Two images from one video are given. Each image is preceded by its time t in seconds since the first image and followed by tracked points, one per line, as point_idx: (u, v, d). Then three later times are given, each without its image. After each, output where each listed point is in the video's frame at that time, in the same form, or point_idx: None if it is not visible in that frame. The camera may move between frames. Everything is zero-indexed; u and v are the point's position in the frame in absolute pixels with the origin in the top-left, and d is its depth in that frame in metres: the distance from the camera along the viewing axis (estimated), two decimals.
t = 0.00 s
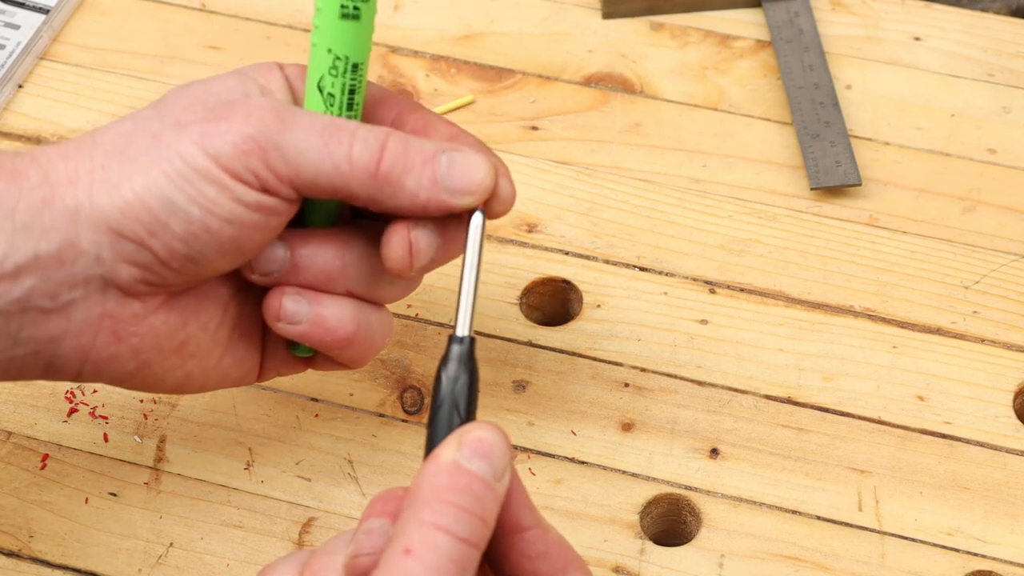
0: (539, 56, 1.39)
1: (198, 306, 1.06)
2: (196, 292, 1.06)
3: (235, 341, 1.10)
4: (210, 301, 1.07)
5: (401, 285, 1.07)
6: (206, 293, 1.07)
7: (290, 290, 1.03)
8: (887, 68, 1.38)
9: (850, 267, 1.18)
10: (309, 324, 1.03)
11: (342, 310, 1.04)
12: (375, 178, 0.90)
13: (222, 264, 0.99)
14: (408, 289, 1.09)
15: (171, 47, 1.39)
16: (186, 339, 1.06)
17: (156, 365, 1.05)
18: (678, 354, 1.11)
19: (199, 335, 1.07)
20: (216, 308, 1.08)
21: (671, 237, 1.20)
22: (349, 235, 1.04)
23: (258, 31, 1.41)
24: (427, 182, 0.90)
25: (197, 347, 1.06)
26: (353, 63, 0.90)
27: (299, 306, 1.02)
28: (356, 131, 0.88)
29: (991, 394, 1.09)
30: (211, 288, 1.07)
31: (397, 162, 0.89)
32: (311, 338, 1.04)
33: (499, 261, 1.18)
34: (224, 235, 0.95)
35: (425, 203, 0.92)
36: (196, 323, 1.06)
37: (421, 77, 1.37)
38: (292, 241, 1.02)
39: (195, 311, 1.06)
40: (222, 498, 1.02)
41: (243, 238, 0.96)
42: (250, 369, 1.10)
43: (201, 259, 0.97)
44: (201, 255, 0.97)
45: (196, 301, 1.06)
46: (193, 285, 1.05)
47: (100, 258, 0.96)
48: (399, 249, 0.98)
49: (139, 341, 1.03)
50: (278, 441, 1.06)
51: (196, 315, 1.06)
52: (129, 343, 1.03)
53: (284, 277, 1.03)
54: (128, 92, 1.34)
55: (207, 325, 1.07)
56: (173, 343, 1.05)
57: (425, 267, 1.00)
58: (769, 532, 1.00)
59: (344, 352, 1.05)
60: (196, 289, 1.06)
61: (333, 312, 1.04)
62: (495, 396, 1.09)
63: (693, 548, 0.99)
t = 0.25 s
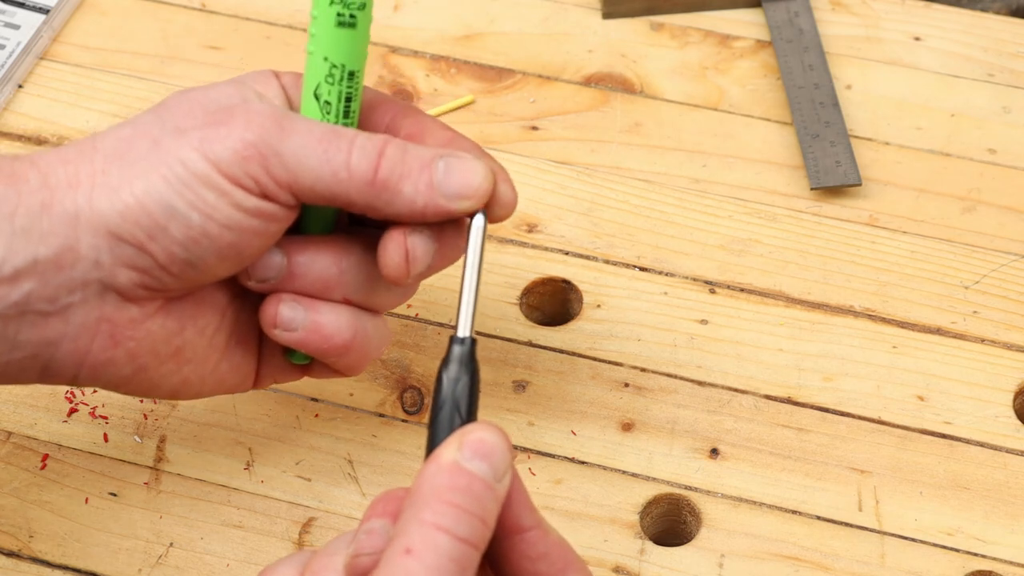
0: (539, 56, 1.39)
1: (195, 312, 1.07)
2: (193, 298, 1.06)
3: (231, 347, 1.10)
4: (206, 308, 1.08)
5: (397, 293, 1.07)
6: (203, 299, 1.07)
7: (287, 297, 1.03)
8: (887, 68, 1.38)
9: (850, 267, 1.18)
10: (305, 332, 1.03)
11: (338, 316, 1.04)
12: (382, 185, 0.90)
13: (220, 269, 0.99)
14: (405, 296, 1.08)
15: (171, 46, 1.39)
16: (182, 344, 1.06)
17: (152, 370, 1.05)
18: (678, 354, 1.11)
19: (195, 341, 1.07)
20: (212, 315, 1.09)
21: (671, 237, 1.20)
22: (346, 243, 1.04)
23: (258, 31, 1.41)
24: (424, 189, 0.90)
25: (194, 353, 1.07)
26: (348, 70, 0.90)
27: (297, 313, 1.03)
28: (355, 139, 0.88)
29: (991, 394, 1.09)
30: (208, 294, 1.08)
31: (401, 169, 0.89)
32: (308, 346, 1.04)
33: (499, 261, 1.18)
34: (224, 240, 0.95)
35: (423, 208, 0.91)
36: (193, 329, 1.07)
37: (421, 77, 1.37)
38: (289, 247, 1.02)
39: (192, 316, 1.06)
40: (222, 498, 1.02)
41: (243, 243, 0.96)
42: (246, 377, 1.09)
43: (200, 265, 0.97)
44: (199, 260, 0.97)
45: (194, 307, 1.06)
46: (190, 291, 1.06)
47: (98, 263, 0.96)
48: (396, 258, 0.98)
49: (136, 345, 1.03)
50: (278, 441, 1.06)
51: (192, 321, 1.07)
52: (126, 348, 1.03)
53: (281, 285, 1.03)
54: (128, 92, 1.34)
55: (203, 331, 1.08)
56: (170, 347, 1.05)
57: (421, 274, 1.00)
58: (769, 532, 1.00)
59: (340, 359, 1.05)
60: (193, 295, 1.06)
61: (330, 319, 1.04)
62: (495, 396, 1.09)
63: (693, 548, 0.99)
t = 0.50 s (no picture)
0: (539, 56, 1.39)
1: (133, 337, 1.03)
2: (129, 322, 1.03)
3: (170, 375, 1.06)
4: (143, 334, 1.04)
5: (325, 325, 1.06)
6: (139, 325, 1.04)
7: (211, 327, 1.02)
8: (887, 68, 1.38)
9: (849, 267, 1.18)
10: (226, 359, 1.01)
11: (261, 350, 1.01)
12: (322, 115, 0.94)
13: (157, 271, 1.00)
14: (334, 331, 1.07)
15: (171, 47, 1.39)
16: (121, 372, 1.02)
17: (92, 395, 1.00)
18: (678, 354, 1.11)
19: (134, 368, 1.03)
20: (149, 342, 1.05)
21: (671, 237, 1.20)
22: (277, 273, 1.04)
23: (258, 31, 1.41)
24: (349, 95, 0.94)
25: (132, 380, 1.02)
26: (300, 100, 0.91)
27: (220, 342, 1.01)
28: (270, 95, 0.93)
29: (991, 394, 1.09)
30: (143, 319, 1.05)
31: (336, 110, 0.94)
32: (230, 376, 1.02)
33: (499, 260, 1.18)
34: (160, 236, 0.98)
35: (354, 117, 0.95)
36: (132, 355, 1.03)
37: (421, 77, 1.37)
38: (221, 278, 1.04)
39: (129, 342, 1.02)
40: (222, 498, 1.02)
41: (181, 238, 0.99)
42: (182, 403, 1.06)
43: (138, 268, 0.98)
44: (138, 262, 0.98)
45: (130, 333, 1.03)
46: (125, 315, 1.03)
47: (36, 284, 0.94)
48: (329, 284, 1.02)
49: (76, 369, 0.99)
50: (278, 441, 1.06)
51: (132, 347, 1.03)
52: (66, 373, 0.98)
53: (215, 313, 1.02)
54: (129, 92, 1.34)
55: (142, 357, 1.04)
56: (108, 377, 1.01)
57: (351, 304, 1.03)
58: (769, 532, 1.00)
59: (268, 389, 1.02)
60: (128, 320, 1.03)
61: (254, 348, 1.02)
62: (495, 396, 1.09)
63: (693, 548, 0.99)
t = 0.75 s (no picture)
0: (539, 55, 1.39)
1: (50, 360, 1.02)
2: (45, 341, 1.02)
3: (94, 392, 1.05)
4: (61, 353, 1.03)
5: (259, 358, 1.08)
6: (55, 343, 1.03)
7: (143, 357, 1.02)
8: (887, 68, 1.38)
9: (849, 267, 1.18)
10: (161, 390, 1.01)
11: (193, 378, 1.02)
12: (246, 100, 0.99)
13: (66, 282, 1.00)
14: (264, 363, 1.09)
15: (172, 47, 1.39)
16: (36, 394, 1.01)
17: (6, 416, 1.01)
18: (678, 354, 1.11)
19: (50, 390, 1.02)
20: (69, 361, 1.04)
21: (671, 237, 1.20)
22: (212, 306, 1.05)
23: (258, 31, 1.41)
24: (222, 84, 0.97)
25: (48, 403, 1.02)
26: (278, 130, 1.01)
27: (151, 372, 1.01)
28: (154, 88, 0.98)
29: (991, 394, 1.09)
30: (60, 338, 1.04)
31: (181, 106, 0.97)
32: (160, 406, 1.02)
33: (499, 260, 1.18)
34: (58, 242, 0.98)
35: (233, 99, 0.97)
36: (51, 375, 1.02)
37: (420, 76, 1.37)
38: (160, 311, 1.02)
39: (45, 363, 1.02)
40: (222, 498, 1.02)
41: (80, 240, 1.00)
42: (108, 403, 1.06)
43: (44, 280, 0.98)
44: (42, 274, 0.98)
45: (45, 355, 1.02)
46: (41, 337, 1.02)
47: None
48: (256, 302, 1.02)
49: None
50: (278, 441, 1.06)
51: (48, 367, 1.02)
52: None
53: (146, 345, 1.02)
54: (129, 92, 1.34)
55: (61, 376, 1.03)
56: (24, 396, 1.01)
57: (274, 326, 1.05)
58: (769, 532, 1.00)
59: (197, 419, 1.03)
60: (44, 339, 1.02)
61: (185, 379, 1.02)
62: (494, 396, 1.09)
63: (693, 548, 0.99)
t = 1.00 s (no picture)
0: (539, 56, 1.39)
1: None
2: None
3: None
4: None
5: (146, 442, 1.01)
6: None
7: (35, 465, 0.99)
8: (887, 68, 1.38)
9: (849, 267, 1.18)
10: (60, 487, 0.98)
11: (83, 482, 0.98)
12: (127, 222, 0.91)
13: None
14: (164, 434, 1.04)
15: (172, 47, 1.39)
16: None
17: None
18: (679, 354, 1.11)
19: None
20: None
21: (671, 237, 1.20)
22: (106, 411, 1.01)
23: (258, 31, 1.41)
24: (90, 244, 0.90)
25: None
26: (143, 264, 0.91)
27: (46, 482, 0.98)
28: (35, 220, 0.96)
29: (991, 394, 1.09)
30: None
31: (60, 232, 0.95)
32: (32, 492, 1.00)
33: (499, 261, 1.18)
34: None
35: (99, 266, 0.90)
36: None
37: (420, 76, 1.37)
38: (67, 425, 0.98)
39: None
40: (222, 498, 1.02)
41: None
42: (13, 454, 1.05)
43: None
44: None
45: None
46: None
47: None
48: (83, 441, 0.97)
49: None
50: (278, 441, 1.06)
51: None
52: None
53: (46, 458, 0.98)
54: (129, 92, 1.34)
55: None
56: None
57: (150, 426, 0.99)
58: (770, 532, 1.00)
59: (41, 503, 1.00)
60: None
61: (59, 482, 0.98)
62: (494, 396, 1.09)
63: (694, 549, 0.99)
